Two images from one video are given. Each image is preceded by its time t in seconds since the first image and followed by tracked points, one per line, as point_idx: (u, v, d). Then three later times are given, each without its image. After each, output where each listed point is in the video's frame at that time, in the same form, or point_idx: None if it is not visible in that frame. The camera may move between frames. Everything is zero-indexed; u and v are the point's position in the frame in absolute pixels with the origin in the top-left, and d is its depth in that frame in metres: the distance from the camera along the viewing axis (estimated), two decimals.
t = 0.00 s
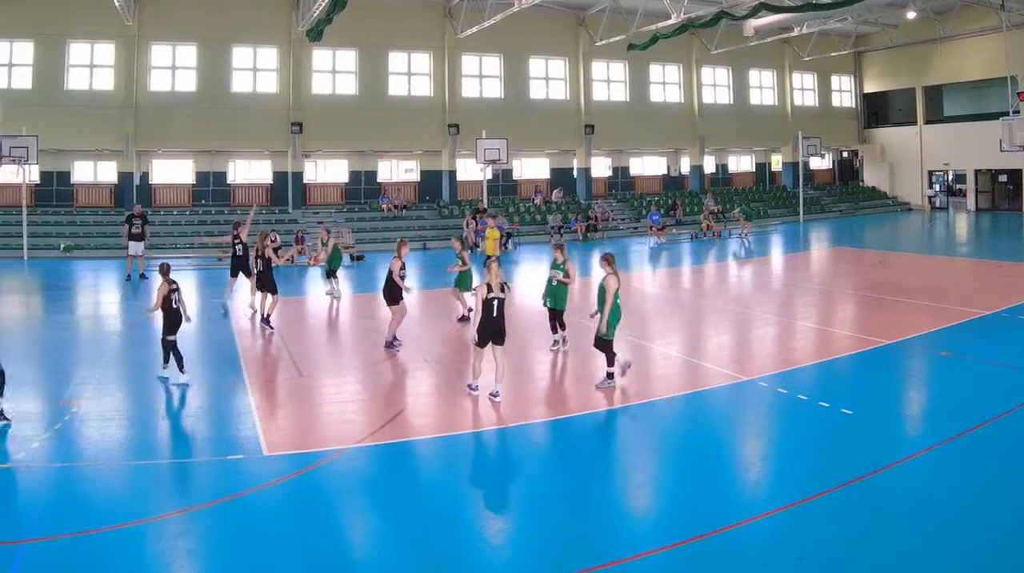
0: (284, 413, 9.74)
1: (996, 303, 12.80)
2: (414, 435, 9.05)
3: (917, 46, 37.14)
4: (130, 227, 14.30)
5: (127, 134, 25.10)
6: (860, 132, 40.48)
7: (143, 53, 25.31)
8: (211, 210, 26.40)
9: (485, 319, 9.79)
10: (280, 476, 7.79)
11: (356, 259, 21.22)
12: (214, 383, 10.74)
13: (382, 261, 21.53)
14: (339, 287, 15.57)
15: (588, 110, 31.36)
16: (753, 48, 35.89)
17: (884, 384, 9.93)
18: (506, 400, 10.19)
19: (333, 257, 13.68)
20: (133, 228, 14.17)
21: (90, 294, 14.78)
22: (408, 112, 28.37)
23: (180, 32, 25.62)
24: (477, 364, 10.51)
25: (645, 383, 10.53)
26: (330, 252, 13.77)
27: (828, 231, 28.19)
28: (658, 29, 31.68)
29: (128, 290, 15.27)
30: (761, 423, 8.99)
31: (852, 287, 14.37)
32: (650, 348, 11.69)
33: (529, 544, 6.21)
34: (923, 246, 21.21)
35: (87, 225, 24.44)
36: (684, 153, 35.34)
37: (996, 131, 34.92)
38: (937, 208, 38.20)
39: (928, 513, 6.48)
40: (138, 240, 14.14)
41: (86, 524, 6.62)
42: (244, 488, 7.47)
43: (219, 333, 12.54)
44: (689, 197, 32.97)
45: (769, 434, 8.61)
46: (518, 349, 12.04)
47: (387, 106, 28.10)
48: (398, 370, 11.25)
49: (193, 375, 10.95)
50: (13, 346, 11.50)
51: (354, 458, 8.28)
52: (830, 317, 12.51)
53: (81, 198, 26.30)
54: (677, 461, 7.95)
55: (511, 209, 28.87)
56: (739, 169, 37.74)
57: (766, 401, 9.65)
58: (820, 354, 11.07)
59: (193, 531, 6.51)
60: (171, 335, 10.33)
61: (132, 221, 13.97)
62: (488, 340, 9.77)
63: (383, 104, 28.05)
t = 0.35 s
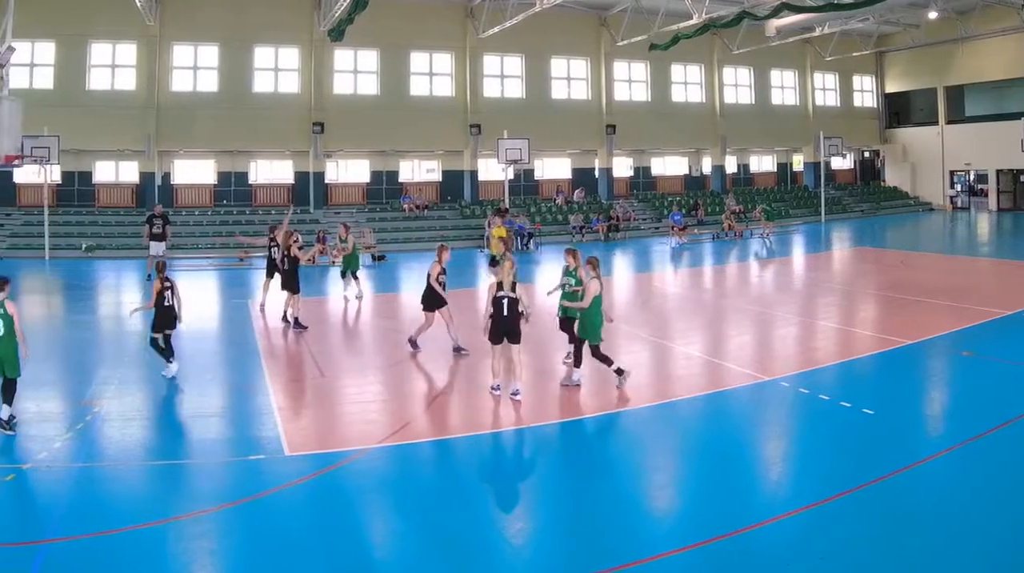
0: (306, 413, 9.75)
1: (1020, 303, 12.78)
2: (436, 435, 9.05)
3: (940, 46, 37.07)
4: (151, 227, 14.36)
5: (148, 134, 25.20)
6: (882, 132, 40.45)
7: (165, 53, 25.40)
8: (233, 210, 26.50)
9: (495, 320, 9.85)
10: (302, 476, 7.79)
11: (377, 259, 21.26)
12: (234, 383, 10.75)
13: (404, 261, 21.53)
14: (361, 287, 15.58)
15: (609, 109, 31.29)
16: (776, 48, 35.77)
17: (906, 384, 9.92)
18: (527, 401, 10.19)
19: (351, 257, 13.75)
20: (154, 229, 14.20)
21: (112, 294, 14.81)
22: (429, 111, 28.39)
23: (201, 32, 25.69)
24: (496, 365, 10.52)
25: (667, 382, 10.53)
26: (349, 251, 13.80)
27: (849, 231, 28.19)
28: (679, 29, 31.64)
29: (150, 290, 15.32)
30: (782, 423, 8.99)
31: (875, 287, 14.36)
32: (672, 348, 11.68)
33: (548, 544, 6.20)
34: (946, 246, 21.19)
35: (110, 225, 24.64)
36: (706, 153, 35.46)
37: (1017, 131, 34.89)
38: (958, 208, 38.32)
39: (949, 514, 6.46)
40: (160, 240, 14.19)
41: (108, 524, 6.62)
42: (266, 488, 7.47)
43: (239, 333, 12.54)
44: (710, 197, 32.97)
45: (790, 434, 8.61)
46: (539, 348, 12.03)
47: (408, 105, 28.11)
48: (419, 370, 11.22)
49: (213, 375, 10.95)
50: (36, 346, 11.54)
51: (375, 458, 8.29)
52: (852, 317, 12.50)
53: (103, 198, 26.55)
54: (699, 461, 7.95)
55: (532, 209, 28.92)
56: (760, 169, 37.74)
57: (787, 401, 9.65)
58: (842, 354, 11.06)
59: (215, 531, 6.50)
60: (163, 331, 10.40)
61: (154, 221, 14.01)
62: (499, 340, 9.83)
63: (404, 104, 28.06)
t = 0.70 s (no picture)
0: (328, 413, 9.74)
1: None
2: (459, 435, 9.04)
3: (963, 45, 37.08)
4: (171, 227, 14.36)
5: (170, 134, 25.28)
6: (903, 132, 40.47)
7: (186, 53, 25.50)
8: (254, 210, 26.58)
9: (513, 318, 9.81)
10: (324, 476, 7.78)
11: (398, 259, 21.29)
12: (256, 383, 10.73)
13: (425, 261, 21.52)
14: (383, 288, 15.58)
15: (631, 110, 31.26)
16: (797, 47, 35.71)
17: (928, 385, 9.89)
18: (547, 400, 10.17)
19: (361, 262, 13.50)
20: (175, 229, 14.21)
21: (133, 294, 14.81)
22: (450, 111, 28.36)
23: (221, 33, 25.80)
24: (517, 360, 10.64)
25: (689, 382, 10.52)
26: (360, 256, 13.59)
27: (870, 231, 28.19)
28: (700, 29, 31.62)
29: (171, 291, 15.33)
30: (803, 423, 8.99)
31: (896, 287, 14.36)
32: (693, 348, 11.66)
33: (570, 543, 6.19)
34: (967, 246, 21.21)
35: (132, 225, 24.73)
36: (727, 153, 35.39)
37: None
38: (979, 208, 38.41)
39: (971, 515, 6.45)
40: (180, 240, 14.19)
41: (128, 524, 6.61)
42: (288, 488, 7.46)
43: (261, 333, 12.52)
44: (732, 197, 33.02)
45: (812, 434, 8.60)
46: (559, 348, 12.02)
47: (428, 105, 28.08)
48: (440, 371, 11.22)
49: (234, 376, 10.93)
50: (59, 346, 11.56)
51: (397, 458, 8.28)
52: (873, 317, 12.50)
53: (124, 198, 26.57)
54: (720, 461, 7.94)
55: (554, 209, 28.96)
56: (782, 169, 37.68)
57: (809, 401, 9.65)
58: (863, 354, 11.05)
59: (237, 531, 6.49)
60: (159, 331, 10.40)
61: (175, 221, 14.01)
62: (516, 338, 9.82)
63: (425, 104, 28.03)
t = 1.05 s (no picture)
0: (350, 413, 9.72)
1: None
2: (482, 435, 9.03)
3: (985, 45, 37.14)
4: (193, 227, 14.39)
5: (192, 134, 25.35)
6: (925, 132, 40.45)
7: (209, 53, 25.60)
8: (276, 210, 26.61)
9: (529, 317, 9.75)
10: (345, 476, 7.78)
11: (420, 258, 21.38)
12: (278, 382, 10.74)
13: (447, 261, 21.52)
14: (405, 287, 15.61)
15: (652, 109, 31.28)
16: (819, 48, 35.67)
17: (951, 385, 9.88)
18: (568, 400, 10.17)
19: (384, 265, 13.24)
20: (197, 228, 14.24)
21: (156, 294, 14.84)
22: (472, 111, 28.37)
23: (245, 33, 25.89)
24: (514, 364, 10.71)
25: (710, 382, 10.52)
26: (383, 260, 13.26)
27: (892, 231, 28.18)
28: (724, 28, 31.72)
29: (193, 291, 15.35)
30: (824, 423, 8.98)
31: (917, 287, 14.37)
32: (715, 348, 11.66)
33: (592, 543, 6.18)
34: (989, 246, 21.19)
35: (155, 225, 24.79)
36: (749, 153, 35.33)
37: None
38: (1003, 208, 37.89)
39: (994, 516, 6.44)
40: (202, 240, 14.23)
41: (150, 524, 6.61)
42: (309, 488, 7.45)
43: (282, 333, 12.52)
44: (754, 197, 33.00)
45: (833, 434, 8.59)
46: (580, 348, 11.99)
47: (450, 105, 28.10)
48: (462, 371, 11.21)
49: (257, 375, 10.93)
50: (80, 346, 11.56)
51: (418, 458, 8.28)
52: (895, 316, 12.51)
53: (146, 198, 26.62)
54: (742, 461, 7.94)
55: (576, 209, 28.94)
56: (804, 169, 37.76)
57: (830, 401, 9.64)
58: (886, 354, 11.04)
59: (259, 531, 6.48)
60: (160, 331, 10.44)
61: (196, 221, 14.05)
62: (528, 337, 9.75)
63: (447, 103, 28.04)
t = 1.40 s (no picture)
0: (373, 413, 9.73)
1: None
2: (505, 435, 9.03)
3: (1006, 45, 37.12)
4: (216, 227, 14.44)
5: (215, 134, 25.49)
6: (947, 132, 40.39)
7: (232, 53, 25.69)
8: (299, 210, 26.62)
9: (531, 317, 10.03)
10: (368, 476, 7.78)
11: (443, 259, 21.46)
12: (300, 382, 10.74)
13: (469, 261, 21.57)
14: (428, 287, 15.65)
15: (675, 109, 31.14)
16: (842, 48, 35.65)
17: (975, 385, 9.85)
18: (590, 400, 10.17)
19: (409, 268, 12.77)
20: (221, 228, 14.28)
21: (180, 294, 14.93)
22: (494, 111, 28.39)
23: (270, 33, 25.99)
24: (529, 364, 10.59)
25: (733, 382, 10.52)
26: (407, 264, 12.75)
27: (915, 231, 28.14)
28: (746, 28, 31.41)
29: (216, 291, 15.38)
30: (847, 423, 8.98)
31: (940, 287, 14.37)
32: (738, 348, 11.67)
33: (615, 544, 6.17)
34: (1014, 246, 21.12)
35: (177, 225, 24.80)
36: (772, 153, 35.30)
37: None
38: None
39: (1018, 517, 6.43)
40: (225, 240, 14.28)
41: (172, 524, 6.61)
42: (330, 488, 7.44)
43: (303, 333, 12.53)
44: (777, 197, 32.97)
45: (856, 435, 8.58)
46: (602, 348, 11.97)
47: (473, 105, 28.12)
48: (485, 371, 11.23)
49: (281, 376, 10.93)
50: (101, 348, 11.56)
51: (441, 458, 8.28)
52: (918, 316, 12.51)
53: (168, 198, 26.58)
54: (764, 461, 7.93)
55: (599, 209, 28.87)
56: (826, 169, 37.69)
57: (854, 401, 9.63)
58: (908, 354, 11.03)
59: (281, 532, 6.47)
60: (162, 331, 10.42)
61: (219, 221, 14.09)
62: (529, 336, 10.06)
63: (469, 103, 28.06)
